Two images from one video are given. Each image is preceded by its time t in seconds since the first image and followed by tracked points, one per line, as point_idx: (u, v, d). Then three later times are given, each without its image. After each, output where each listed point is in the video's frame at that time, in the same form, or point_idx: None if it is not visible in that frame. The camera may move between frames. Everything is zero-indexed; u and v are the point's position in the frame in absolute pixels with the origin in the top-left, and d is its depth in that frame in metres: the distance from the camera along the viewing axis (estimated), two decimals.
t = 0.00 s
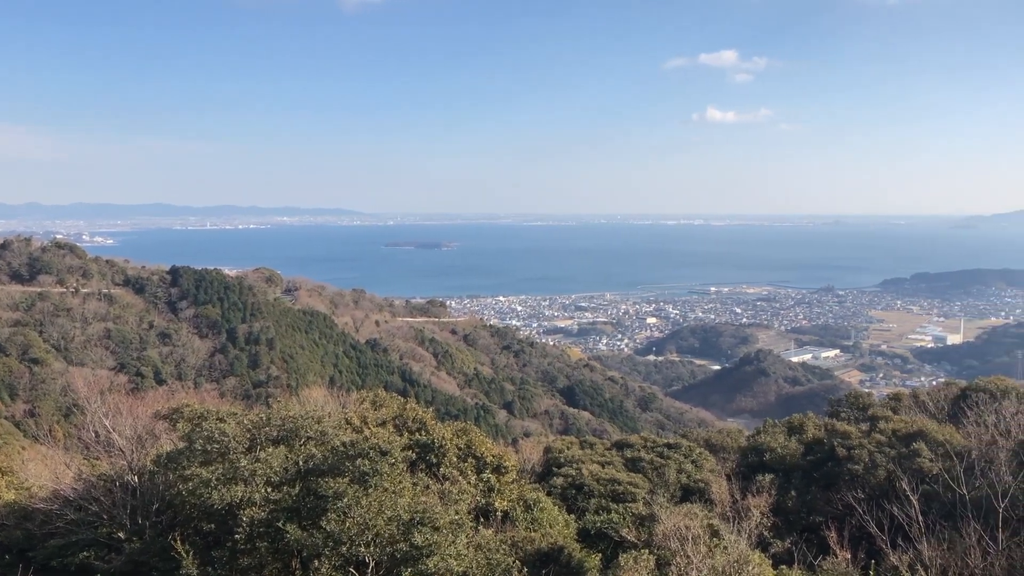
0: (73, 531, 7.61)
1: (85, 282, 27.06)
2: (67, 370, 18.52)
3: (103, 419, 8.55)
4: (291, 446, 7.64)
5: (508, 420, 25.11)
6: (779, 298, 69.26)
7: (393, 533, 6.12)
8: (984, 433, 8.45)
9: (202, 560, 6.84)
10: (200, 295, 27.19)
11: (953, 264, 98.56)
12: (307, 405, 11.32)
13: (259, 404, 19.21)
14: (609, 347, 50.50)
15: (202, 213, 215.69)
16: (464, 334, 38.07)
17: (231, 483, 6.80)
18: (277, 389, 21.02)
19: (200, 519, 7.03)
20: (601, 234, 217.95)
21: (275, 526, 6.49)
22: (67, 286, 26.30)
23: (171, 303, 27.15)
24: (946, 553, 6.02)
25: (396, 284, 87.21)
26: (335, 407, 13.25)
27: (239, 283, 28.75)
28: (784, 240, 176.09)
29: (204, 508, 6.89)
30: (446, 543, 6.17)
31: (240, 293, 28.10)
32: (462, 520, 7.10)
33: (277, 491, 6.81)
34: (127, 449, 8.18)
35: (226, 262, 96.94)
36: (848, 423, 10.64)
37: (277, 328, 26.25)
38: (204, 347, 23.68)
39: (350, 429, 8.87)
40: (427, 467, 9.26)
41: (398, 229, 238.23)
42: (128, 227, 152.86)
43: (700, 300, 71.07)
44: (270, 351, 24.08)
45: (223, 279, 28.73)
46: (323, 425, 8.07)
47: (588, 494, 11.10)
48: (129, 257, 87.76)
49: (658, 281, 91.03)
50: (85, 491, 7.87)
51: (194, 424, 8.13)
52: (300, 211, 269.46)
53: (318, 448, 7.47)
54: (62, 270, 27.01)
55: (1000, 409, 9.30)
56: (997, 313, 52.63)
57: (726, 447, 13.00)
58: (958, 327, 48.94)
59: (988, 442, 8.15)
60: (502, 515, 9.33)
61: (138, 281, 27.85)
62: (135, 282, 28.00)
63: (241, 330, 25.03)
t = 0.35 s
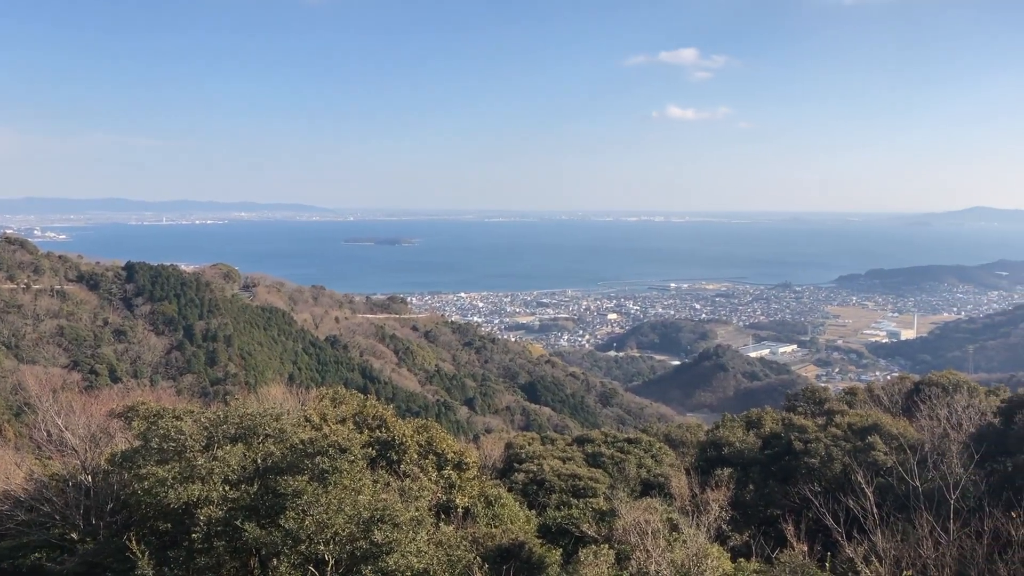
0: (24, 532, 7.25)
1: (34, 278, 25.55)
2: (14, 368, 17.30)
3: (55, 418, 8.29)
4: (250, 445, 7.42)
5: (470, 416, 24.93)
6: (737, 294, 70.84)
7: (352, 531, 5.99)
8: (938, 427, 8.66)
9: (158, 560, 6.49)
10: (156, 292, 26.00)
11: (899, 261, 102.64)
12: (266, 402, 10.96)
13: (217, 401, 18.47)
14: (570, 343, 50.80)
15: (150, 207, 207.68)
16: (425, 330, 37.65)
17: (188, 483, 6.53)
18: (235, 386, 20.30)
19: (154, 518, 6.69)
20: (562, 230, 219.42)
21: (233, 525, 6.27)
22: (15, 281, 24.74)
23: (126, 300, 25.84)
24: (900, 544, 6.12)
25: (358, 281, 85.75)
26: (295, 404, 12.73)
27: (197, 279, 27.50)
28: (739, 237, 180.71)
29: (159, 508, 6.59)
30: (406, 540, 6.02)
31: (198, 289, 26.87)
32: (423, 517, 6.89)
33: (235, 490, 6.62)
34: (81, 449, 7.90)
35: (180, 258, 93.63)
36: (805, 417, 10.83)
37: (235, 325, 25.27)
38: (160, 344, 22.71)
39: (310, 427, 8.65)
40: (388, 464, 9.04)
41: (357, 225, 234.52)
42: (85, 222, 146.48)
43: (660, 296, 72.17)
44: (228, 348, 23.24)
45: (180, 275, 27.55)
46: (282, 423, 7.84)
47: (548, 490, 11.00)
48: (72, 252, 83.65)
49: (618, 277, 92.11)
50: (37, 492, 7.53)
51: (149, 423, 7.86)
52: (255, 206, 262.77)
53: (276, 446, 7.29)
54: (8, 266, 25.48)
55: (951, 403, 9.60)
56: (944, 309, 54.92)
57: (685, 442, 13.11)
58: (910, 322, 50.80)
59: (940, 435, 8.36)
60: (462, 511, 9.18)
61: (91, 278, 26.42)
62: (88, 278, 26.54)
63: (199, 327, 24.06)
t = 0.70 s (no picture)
0: None
1: None
2: None
3: (10, 417, 8.27)
4: (211, 442, 7.25)
5: (434, 412, 24.68)
6: (700, 288, 72.03)
7: (316, 528, 5.87)
8: (894, 419, 8.88)
9: (118, 560, 6.30)
10: (117, 287, 24.80)
11: (855, 256, 105.80)
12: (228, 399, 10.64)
13: (178, 398, 17.79)
14: (535, 338, 50.90)
15: (99, 200, 199.38)
16: (389, 326, 37.15)
17: (149, 480, 6.37)
18: (197, 383, 19.62)
19: (114, 517, 6.48)
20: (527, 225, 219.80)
21: (195, 523, 6.10)
22: None
23: (85, 296, 24.54)
24: (858, 533, 6.25)
25: (321, 276, 84.15)
26: (259, 401, 12.29)
27: (158, 275, 26.39)
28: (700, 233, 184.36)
29: (118, 506, 6.41)
30: (370, 536, 5.94)
31: (159, 285, 25.76)
32: (388, 512, 6.76)
33: (196, 487, 6.43)
34: (37, 448, 7.87)
35: (134, 253, 90.25)
36: (766, 409, 11.01)
37: (196, 321, 24.33)
38: (119, 340, 21.82)
39: (274, 424, 8.45)
40: (352, 460, 8.86)
41: (317, 220, 230.21)
42: (36, 213, 139.77)
43: (623, 290, 72.96)
44: (190, 345, 22.41)
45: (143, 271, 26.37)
46: (245, 420, 7.69)
47: (513, 484, 10.90)
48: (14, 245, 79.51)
49: (582, 272, 92.78)
50: None
51: (109, 420, 7.62)
52: (211, 199, 255.11)
53: (238, 443, 7.13)
54: None
55: (909, 395, 9.87)
56: (900, 303, 56.79)
57: (649, 435, 13.19)
58: (869, 316, 52.36)
59: (896, 428, 8.56)
60: (427, 507, 9.00)
61: (49, 273, 24.91)
62: (44, 274, 25.02)
63: (160, 323, 23.10)
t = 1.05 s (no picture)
0: None
1: None
2: None
3: None
4: (176, 440, 7.36)
5: (402, 408, 24.39)
6: (667, 284, 72.92)
7: (283, 526, 5.87)
8: (857, 412, 9.05)
9: (81, 560, 6.22)
10: (78, 285, 23.67)
11: (817, 252, 108.38)
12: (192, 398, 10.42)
13: (142, 396, 17.18)
14: (504, 334, 50.84)
15: (49, 194, 191.48)
16: (356, 323, 36.59)
17: (112, 480, 6.34)
18: (161, 381, 18.97)
19: (76, 518, 6.38)
20: (495, 221, 219.47)
21: (160, 522, 6.04)
22: None
23: (45, 294, 23.37)
24: (824, 525, 6.36)
25: (286, 272, 82.47)
26: (224, 399, 11.87)
27: (121, 273, 25.32)
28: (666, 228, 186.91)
29: (81, 507, 6.33)
30: (338, 533, 6.01)
31: (122, 282, 24.75)
32: (355, 510, 6.62)
33: (160, 487, 6.39)
34: None
35: (87, 249, 86.74)
36: (732, 403, 11.15)
37: (160, 318, 23.44)
38: (81, 338, 20.96)
39: (238, 422, 8.19)
40: (319, 457, 8.67)
41: (281, 216, 225.73)
42: None
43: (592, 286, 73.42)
44: (154, 342, 21.63)
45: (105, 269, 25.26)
46: (210, 419, 7.79)
47: (481, 481, 10.76)
48: None
49: (550, 268, 93.06)
50: None
51: (71, 420, 7.51)
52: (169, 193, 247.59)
53: (203, 442, 7.11)
54: None
55: (871, 388, 10.09)
56: (862, 297, 58.37)
57: (617, 429, 13.23)
58: (834, 311, 53.67)
59: (859, 420, 8.73)
60: (395, 504, 8.73)
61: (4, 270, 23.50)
62: None
63: (124, 321, 22.19)
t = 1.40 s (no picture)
0: None
1: None
2: None
3: None
4: (142, 442, 7.23)
5: (372, 409, 24.07)
6: (637, 283, 73.66)
7: (251, 528, 5.74)
8: (824, 409, 9.19)
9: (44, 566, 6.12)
10: (40, 285, 22.53)
11: (783, 251, 110.64)
12: (157, 399, 10.17)
13: (106, 398, 16.58)
14: (475, 333, 50.66)
15: None
16: (326, 323, 35.99)
17: (77, 483, 6.26)
18: (126, 382, 18.30)
19: (41, 521, 6.28)
20: (464, 220, 218.99)
21: (126, 525, 5.97)
22: None
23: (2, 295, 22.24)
24: (791, 521, 6.46)
25: (252, 272, 80.76)
26: (191, 400, 11.47)
27: (87, 273, 24.21)
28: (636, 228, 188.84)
29: (44, 511, 6.23)
30: (308, 535, 5.84)
31: (88, 282, 23.63)
32: (325, 511, 6.48)
33: (127, 489, 6.26)
34: None
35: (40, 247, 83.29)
36: (701, 401, 11.24)
37: (127, 318, 22.51)
38: (42, 340, 20.01)
39: (205, 423, 7.97)
40: (287, 458, 8.66)
41: (245, 216, 221.01)
42: None
43: (562, 285, 73.70)
44: (120, 343, 20.82)
45: (68, 267, 24.14)
46: (178, 420, 7.63)
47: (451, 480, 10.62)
48: None
49: (521, 267, 93.08)
50: None
51: (34, 422, 7.43)
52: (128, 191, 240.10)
53: (171, 444, 7.00)
54: None
55: (838, 384, 10.28)
56: (828, 296, 59.75)
57: (587, 427, 13.22)
58: (801, 309, 54.87)
59: (826, 417, 8.85)
60: (365, 505, 8.57)
61: None
62: None
63: (88, 322, 21.25)
